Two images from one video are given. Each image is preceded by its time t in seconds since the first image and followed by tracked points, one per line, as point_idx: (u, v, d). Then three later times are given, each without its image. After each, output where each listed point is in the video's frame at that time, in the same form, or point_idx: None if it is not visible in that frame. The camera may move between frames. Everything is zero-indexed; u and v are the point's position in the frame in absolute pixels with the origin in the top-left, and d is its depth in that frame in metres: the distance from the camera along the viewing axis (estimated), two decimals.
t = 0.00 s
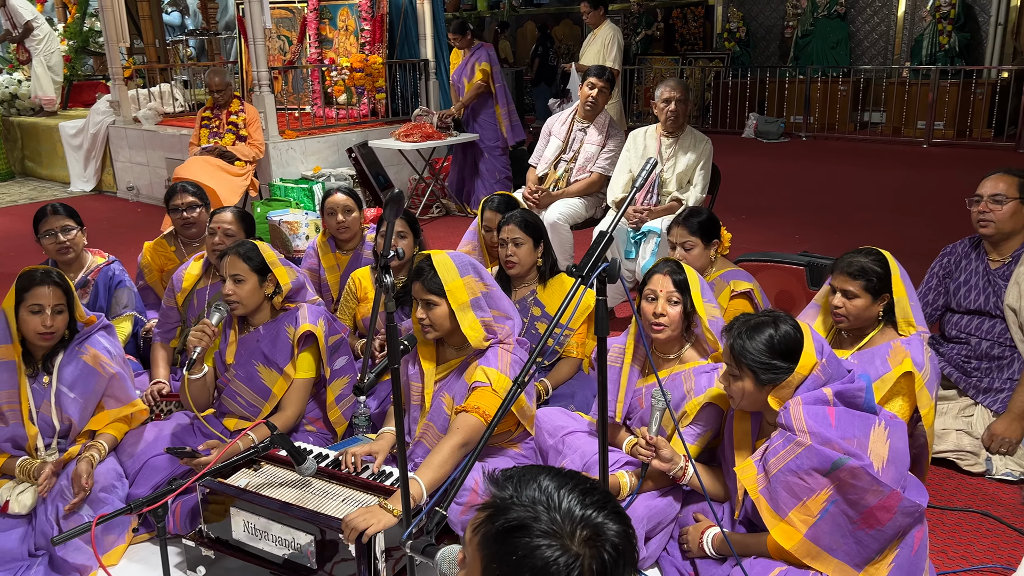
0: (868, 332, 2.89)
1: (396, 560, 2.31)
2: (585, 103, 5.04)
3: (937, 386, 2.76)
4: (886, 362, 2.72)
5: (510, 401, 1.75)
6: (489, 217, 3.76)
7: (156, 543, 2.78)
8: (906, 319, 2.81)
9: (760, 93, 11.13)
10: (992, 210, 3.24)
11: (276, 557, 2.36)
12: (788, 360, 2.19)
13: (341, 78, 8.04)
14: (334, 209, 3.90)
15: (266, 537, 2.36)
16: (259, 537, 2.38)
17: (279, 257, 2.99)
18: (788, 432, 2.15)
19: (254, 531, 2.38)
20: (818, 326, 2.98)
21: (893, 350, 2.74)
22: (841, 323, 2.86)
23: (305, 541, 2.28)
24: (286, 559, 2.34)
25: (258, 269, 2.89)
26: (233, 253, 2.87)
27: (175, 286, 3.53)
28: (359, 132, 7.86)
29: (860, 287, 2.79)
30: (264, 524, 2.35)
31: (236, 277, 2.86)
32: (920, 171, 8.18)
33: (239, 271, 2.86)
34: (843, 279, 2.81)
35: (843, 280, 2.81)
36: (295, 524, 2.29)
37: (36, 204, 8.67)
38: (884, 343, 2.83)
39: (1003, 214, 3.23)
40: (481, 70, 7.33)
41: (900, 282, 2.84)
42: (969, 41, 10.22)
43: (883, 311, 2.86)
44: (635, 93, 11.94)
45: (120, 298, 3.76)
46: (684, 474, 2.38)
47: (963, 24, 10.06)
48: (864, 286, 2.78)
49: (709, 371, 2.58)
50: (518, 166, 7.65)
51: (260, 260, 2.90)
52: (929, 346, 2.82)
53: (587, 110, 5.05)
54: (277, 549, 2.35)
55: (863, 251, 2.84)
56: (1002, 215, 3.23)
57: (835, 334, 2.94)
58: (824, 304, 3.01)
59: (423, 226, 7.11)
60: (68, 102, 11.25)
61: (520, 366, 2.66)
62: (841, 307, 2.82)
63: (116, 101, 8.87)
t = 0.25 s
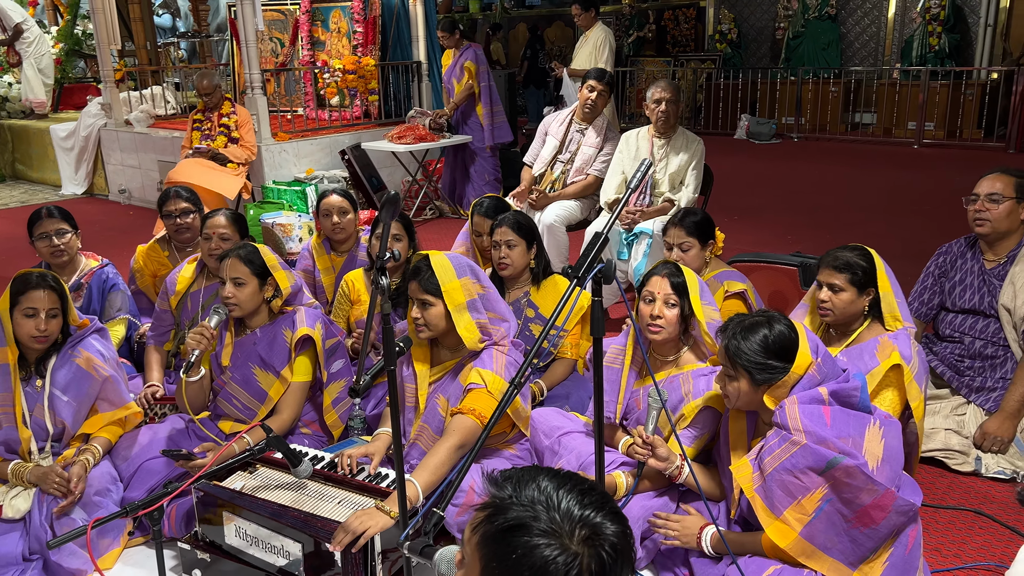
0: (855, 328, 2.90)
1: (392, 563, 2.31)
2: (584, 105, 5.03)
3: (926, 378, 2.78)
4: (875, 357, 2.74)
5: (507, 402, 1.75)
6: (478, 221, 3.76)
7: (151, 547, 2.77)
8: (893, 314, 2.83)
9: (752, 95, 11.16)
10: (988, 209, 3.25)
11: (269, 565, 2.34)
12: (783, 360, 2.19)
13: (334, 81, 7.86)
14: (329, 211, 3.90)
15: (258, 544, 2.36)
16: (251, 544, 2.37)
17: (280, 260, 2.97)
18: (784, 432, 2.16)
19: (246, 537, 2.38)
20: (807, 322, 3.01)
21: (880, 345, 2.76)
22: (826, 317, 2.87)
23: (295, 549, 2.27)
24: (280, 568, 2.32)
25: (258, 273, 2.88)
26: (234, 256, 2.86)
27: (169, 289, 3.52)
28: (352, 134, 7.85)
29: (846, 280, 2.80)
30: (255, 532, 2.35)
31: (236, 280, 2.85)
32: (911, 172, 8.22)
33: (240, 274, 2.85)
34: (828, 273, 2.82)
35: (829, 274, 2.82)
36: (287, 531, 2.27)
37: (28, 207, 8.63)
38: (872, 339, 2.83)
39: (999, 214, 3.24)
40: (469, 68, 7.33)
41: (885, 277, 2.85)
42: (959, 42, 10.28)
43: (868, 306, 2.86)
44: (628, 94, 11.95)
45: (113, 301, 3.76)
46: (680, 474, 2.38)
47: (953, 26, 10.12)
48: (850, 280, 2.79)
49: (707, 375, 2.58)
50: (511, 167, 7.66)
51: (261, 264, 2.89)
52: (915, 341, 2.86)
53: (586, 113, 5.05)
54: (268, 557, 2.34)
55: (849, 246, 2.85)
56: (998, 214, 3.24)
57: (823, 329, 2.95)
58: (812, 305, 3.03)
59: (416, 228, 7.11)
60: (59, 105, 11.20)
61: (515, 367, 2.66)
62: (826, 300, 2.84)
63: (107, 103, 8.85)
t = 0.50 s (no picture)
0: (839, 323, 2.92)
1: (387, 564, 2.30)
2: (571, 106, 5.05)
3: (911, 370, 2.81)
4: (859, 349, 2.78)
5: (502, 402, 1.75)
6: (468, 224, 3.76)
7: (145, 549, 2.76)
8: (877, 307, 2.85)
9: (742, 96, 11.20)
10: (977, 209, 3.26)
11: (266, 562, 2.36)
12: (776, 359, 2.21)
13: (325, 82, 7.85)
14: (323, 212, 3.90)
15: (255, 542, 2.36)
16: (248, 543, 2.37)
17: (276, 263, 2.99)
18: (777, 430, 2.17)
19: (242, 536, 2.38)
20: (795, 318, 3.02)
21: (866, 339, 2.80)
22: (811, 312, 2.88)
23: (295, 545, 2.28)
24: (276, 564, 2.33)
25: (254, 276, 2.87)
26: (230, 259, 2.85)
27: (161, 292, 3.51)
28: (343, 136, 7.84)
29: (830, 273, 2.82)
30: (254, 529, 2.34)
31: (232, 284, 2.84)
32: (900, 172, 8.26)
33: (235, 278, 2.84)
34: (812, 267, 2.84)
35: (814, 267, 2.84)
36: (286, 529, 2.28)
37: (17, 210, 8.58)
38: (857, 334, 2.84)
39: (988, 213, 3.25)
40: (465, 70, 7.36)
41: (868, 271, 2.88)
42: (947, 43, 10.35)
43: (852, 300, 2.89)
44: (618, 96, 11.97)
45: (105, 304, 3.74)
46: (674, 473, 2.39)
47: (941, 27, 10.18)
48: (834, 273, 2.81)
49: (699, 374, 2.60)
50: (502, 169, 7.66)
51: (257, 267, 2.89)
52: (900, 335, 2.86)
53: (577, 114, 5.07)
54: (266, 555, 2.34)
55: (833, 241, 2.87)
56: (986, 214, 3.25)
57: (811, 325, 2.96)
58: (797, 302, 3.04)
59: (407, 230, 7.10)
60: (48, 107, 11.15)
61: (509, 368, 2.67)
62: (812, 294, 2.84)
63: (97, 106, 8.83)
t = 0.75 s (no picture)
0: (825, 319, 2.94)
1: (381, 566, 2.29)
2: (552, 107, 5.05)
3: (898, 365, 2.84)
4: (847, 344, 2.78)
5: (496, 400, 1.76)
6: (457, 225, 3.76)
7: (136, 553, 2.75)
8: (863, 304, 2.85)
9: (731, 98, 11.24)
10: (956, 210, 3.29)
11: (255, 569, 2.34)
12: (766, 358, 2.22)
13: (314, 84, 7.79)
14: (314, 213, 3.91)
15: (244, 548, 2.35)
16: (238, 548, 2.36)
17: (267, 266, 2.95)
18: (768, 429, 2.18)
19: (233, 541, 2.37)
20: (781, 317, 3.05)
21: (853, 333, 2.80)
22: (797, 306, 2.90)
23: (283, 552, 2.26)
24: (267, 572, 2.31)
25: (245, 279, 2.86)
26: (222, 261, 2.84)
27: (151, 294, 3.49)
28: (333, 138, 7.83)
29: (817, 268, 2.82)
30: (243, 535, 2.33)
31: (224, 286, 2.83)
32: (888, 173, 8.32)
33: (227, 280, 2.83)
34: (800, 262, 2.86)
35: (801, 263, 2.85)
36: (275, 535, 2.26)
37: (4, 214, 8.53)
38: (844, 330, 2.85)
39: (967, 214, 3.27)
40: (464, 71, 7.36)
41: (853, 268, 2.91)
42: (933, 45, 10.42)
43: (838, 297, 2.91)
44: (608, 97, 11.99)
45: (92, 306, 3.72)
46: (667, 472, 2.39)
47: (927, 28, 10.25)
48: (821, 268, 2.82)
49: (688, 371, 2.60)
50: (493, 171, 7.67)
51: (248, 269, 2.88)
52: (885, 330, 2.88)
53: (566, 115, 5.08)
54: (256, 561, 2.33)
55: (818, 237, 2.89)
56: (966, 215, 3.27)
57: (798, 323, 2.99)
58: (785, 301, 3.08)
59: (398, 232, 7.09)
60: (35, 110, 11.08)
61: (502, 369, 2.66)
62: (797, 289, 2.86)
63: (85, 108, 8.78)
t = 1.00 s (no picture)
0: (815, 320, 2.95)
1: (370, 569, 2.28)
2: (529, 108, 5.04)
3: (886, 366, 2.85)
4: (836, 345, 2.79)
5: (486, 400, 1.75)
6: (447, 226, 3.76)
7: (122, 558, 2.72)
8: (853, 305, 2.88)
9: (718, 99, 11.29)
10: (934, 211, 3.33)
11: (244, 568, 2.34)
12: (753, 359, 2.23)
13: (301, 86, 7.90)
14: (301, 215, 3.90)
15: (235, 548, 2.34)
16: (228, 549, 2.35)
17: (253, 268, 2.94)
18: (755, 428, 2.19)
19: (222, 542, 2.35)
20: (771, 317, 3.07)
21: (842, 334, 2.82)
22: (788, 307, 2.91)
23: (276, 551, 2.26)
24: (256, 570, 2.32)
25: (230, 281, 2.85)
26: (206, 264, 2.83)
27: (137, 296, 3.47)
28: (320, 140, 7.81)
29: (808, 268, 2.85)
30: (234, 535, 2.32)
31: (208, 288, 2.82)
32: (872, 174, 8.38)
33: (212, 282, 2.82)
34: (791, 261, 2.87)
35: (791, 262, 2.87)
36: (266, 534, 2.26)
37: None
38: (834, 330, 2.88)
39: (945, 214, 3.31)
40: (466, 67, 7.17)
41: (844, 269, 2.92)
42: (918, 47, 10.50)
43: (829, 297, 2.93)
44: (596, 98, 12.01)
45: (75, 309, 3.68)
46: (655, 473, 2.41)
47: (911, 30, 10.32)
48: (812, 268, 2.84)
49: (675, 371, 2.61)
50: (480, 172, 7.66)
51: (234, 271, 2.86)
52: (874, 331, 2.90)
53: (553, 117, 5.09)
54: (246, 561, 2.33)
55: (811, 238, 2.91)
56: (944, 215, 3.31)
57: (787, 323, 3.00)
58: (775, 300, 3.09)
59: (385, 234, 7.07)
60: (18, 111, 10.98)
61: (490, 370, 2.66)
62: (789, 289, 2.87)
63: (68, 110, 8.70)
